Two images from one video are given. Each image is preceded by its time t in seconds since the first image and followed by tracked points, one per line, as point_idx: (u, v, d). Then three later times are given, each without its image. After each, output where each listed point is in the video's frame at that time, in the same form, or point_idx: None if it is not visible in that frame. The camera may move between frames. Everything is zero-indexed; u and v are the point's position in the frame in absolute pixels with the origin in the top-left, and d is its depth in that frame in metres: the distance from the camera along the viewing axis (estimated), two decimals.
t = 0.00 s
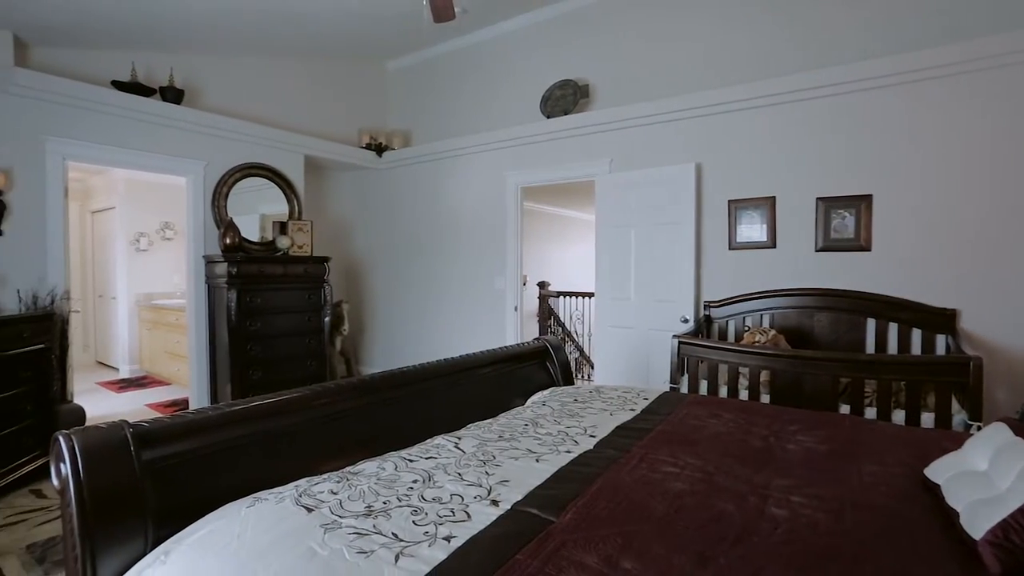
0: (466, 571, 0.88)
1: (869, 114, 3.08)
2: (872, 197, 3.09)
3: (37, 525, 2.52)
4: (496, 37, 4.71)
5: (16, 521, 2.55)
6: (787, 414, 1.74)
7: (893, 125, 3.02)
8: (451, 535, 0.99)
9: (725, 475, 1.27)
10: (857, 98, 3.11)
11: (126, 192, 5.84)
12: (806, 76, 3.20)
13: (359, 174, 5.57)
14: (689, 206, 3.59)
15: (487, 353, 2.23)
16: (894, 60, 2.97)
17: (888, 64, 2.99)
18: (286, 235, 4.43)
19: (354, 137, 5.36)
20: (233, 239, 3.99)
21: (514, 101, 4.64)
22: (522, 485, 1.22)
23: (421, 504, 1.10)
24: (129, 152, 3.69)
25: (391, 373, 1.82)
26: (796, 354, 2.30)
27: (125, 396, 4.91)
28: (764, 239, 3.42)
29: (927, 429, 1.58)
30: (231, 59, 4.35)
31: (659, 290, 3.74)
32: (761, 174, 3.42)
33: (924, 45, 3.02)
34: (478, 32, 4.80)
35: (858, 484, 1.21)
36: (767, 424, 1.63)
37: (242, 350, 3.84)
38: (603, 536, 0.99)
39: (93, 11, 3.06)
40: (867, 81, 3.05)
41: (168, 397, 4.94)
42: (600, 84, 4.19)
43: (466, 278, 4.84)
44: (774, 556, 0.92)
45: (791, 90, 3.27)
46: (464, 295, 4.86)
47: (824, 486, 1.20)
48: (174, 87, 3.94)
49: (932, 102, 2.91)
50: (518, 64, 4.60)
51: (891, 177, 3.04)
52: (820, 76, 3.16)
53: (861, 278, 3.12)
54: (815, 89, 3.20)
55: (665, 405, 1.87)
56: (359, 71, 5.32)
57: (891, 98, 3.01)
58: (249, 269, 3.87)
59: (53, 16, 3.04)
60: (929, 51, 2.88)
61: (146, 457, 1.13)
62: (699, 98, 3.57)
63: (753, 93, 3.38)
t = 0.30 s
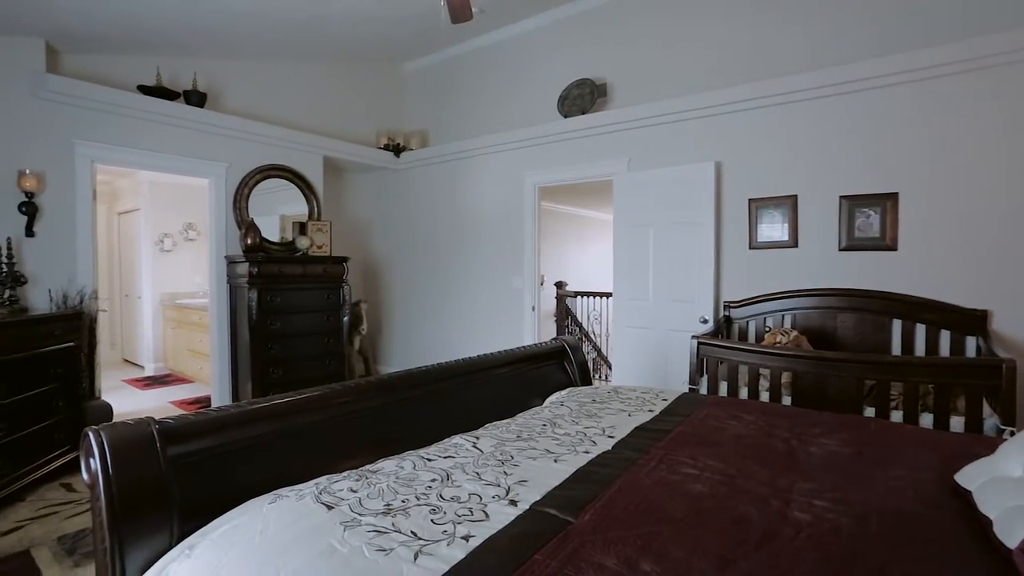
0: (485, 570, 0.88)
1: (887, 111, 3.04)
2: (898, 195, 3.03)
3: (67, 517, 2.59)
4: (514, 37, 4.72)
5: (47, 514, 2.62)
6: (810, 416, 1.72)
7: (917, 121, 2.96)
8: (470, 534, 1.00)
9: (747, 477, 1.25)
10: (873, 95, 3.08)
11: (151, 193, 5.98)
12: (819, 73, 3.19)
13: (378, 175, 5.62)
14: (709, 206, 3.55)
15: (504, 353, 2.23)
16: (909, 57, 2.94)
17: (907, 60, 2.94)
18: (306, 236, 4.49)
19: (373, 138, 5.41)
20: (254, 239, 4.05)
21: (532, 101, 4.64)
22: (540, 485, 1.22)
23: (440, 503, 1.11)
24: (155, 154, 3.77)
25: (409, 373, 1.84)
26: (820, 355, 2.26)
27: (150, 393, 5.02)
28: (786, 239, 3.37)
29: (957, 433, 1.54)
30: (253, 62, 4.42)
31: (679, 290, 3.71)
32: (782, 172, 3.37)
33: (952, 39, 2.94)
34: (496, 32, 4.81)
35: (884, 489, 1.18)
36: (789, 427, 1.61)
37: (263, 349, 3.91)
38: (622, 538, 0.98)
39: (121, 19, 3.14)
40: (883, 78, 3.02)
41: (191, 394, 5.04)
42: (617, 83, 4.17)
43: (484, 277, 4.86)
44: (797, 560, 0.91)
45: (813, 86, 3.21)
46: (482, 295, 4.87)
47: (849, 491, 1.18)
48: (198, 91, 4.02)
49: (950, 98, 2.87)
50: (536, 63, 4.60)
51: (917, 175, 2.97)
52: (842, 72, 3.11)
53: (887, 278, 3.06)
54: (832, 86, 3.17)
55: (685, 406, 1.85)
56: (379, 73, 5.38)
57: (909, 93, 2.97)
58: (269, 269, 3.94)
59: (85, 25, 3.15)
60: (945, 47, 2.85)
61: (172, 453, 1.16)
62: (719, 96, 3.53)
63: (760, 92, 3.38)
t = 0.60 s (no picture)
0: (503, 570, 0.88)
1: (913, 106, 2.97)
2: (925, 193, 2.96)
3: (95, 511, 2.66)
4: (531, 36, 4.72)
5: (77, 507, 2.69)
6: (834, 419, 1.69)
7: (944, 117, 2.89)
8: (488, 534, 1.00)
9: (768, 480, 1.24)
10: (898, 91, 3.01)
11: (175, 194, 6.11)
12: (841, 69, 3.13)
13: (397, 176, 5.66)
14: (729, 205, 3.51)
15: (522, 353, 2.23)
16: (932, 52, 2.88)
17: (933, 54, 2.88)
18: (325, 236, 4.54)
19: (391, 139, 5.45)
20: (274, 239, 4.11)
21: (548, 101, 4.64)
22: (558, 486, 1.22)
23: (458, 502, 1.11)
24: (179, 157, 3.85)
25: (427, 373, 1.84)
26: (845, 357, 2.22)
27: (174, 391, 5.12)
28: (808, 238, 3.31)
29: (989, 437, 1.50)
30: (274, 65, 4.49)
31: (697, 290, 3.67)
32: (804, 170, 3.32)
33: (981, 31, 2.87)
34: (512, 32, 4.82)
35: (911, 493, 1.16)
36: (812, 429, 1.58)
37: (283, 348, 3.97)
38: (641, 541, 0.98)
39: (147, 25, 3.22)
40: (905, 74, 2.96)
41: (214, 392, 5.14)
42: (635, 81, 4.15)
43: (501, 277, 4.87)
44: (820, 565, 0.89)
45: (836, 82, 3.16)
46: (499, 295, 4.88)
47: (875, 495, 1.15)
48: (220, 94, 4.09)
49: (977, 93, 2.81)
50: (553, 63, 4.60)
51: (945, 172, 2.90)
52: (866, 68, 3.05)
53: (913, 278, 2.99)
54: (854, 82, 3.12)
55: (705, 408, 1.83)
56: (397, 74, 5.42)
57: (933, 89, 2.91)
58: (290, 269, 4.00)
59: (113, 32, 3.24)
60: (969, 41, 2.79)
61: (196, 450, 1.18)
62: (739, 93, 3.49)
63: (773, 91, 3.36)
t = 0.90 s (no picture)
0: (522, 571, 0.88)
1: (940, 102, 2.90)
2: (954, 190, 2.88)
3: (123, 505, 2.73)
4: (548, 36, 4.71)
5: (105, 501, 2.77)
6: (860, 422, 1.65)
7: (974, 112, 2.81)
8: (506, 534, 1.00)
9: (791, 484, 1.22)
10: (924, 86, 2.94)
11: (198, 196, 6.23)
12: (865, 65, 3.07)
13: (415, 176, 5.70)
14: (750, 204, 3.46)
15: (541, 353, 2.23)
16: (961, 45, 2.80)
17: (962, 47, 2.79)
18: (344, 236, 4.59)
19: (409, 140, 5.48)
20: (295, 239, 4.23)
21: (566, 100, 4.63)
22: (577, 487, 1.21)
23: (477, 502, 1.12)
24: (202, 160, 3.93)
25: (445, 373, 1.85)
26: (870, 358, 2.17)
27: (197, 389, 5.23)
28: (832, 237, 3.25)
29: None
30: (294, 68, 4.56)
31: (717, 290, 3.62)
32: (827, 168, 3.26)
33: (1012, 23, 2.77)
34: (530, 32, 4.81)
35: (940, 499, 1.13)
36: (837, 433, 1.55)
37: (303, 347, 4.02)
38: (660, 543, 0.97)
39: (171, 31, 3.29)
40: (933, 68, 2.88)
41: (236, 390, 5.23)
42: (653, 80, 4.12)
43: (519, 277, 4.86)
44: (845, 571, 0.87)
45: (860, 78, 3.09)
46: (517, 295, 4.87)
47: (903, 501, 1.13)
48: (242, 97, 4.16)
49: (1011, 86, 2.71)
50: (570, 62, 4.58)
51: (976, 169, 2.82)
52: (891, 63, 2.99)
53: (942, 278, 2.91)
54: (881, 77, 3.04)
55: (727, 410, 1.81)
56: (415, 75, 5.46)
57: (962, 84, 2.83)
58: (310, 270, 4.05)
59: (139, 38, 3.32)
60: (1002, 32, 2.69)
61: (219, 446, 1.21)
62: (759, 91, 3.44)
63: (796, 87, 3.30)
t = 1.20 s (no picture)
0: (541, 571, 0.88)
1: (969, 96, 2.81)
2: (984, 187, 2.79)
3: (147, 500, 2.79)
4: (565, 35, 4.70)
5: (130, 496, 2.83)
6: (886, 426, 1.61)
7: (1005, 106, 2.72)
8: (525, 534, 1.00)
9: (815, 487, 1.19)
10: (952, 80, 2.86)
11: (220, 197, 6.35)
12: (890, 59, 3.00)
13: (432, 176, 5.74)
14: (771, 202, 3.40)
15: (559, 353, 2.22)
16: (992, 38, 2.71)
17: (992, 40, 2.71)
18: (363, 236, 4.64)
19: (427, 140, 5.50)
20: (314, 239, 4.26)
21: (583, 99, 4.61)
22: (595, 487, 1.21)
23: (495, 501, 1.12)
24: (224, 162, 4.01)
25: (462, 373, 1.85)
26: (896, 360, 2.13)
27: (219, 386, 5.33)
28: (856, 236, 3.19)
29: None
30: (313, 71, 4.61)
31: (737, 290, 3.57)
32: (851, 166, 3.19)
33: None
34: (547, 31, 4.80)
35: (971, 506, 1.09)
36: (862, 436, 1.52)
37: (322, 346, 4.07)
38: (680, 545, 0.96)
39: (193, 36, 3.35)
40: (961, 62, 2.81)
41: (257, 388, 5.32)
42: (671, 77, 4.08)
43: (536, 277, 4.86)
44: None
45: (885, 73, 3.02)
46: (534, 294, 4.88)
47: (932, 507, 1.09)
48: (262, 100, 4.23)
49: None
50: (587, 61, 4.57)
51: (1007, 165, 2.73)
52: (917, 57, 2.91)
53: (971, 278, 2.83)
54: (907, 72, 2.96)
55: (748, 411, 1.78)
56: (432, 75, 5.48)
57: (995, 78, 2.74)
58: (329, 270, 4.10)
59: (163, 43, 3.39)
60: None
61: (241, 444, 1.22)
62: (780, 88, 3.38)
63: (819, 83, 3.24)
